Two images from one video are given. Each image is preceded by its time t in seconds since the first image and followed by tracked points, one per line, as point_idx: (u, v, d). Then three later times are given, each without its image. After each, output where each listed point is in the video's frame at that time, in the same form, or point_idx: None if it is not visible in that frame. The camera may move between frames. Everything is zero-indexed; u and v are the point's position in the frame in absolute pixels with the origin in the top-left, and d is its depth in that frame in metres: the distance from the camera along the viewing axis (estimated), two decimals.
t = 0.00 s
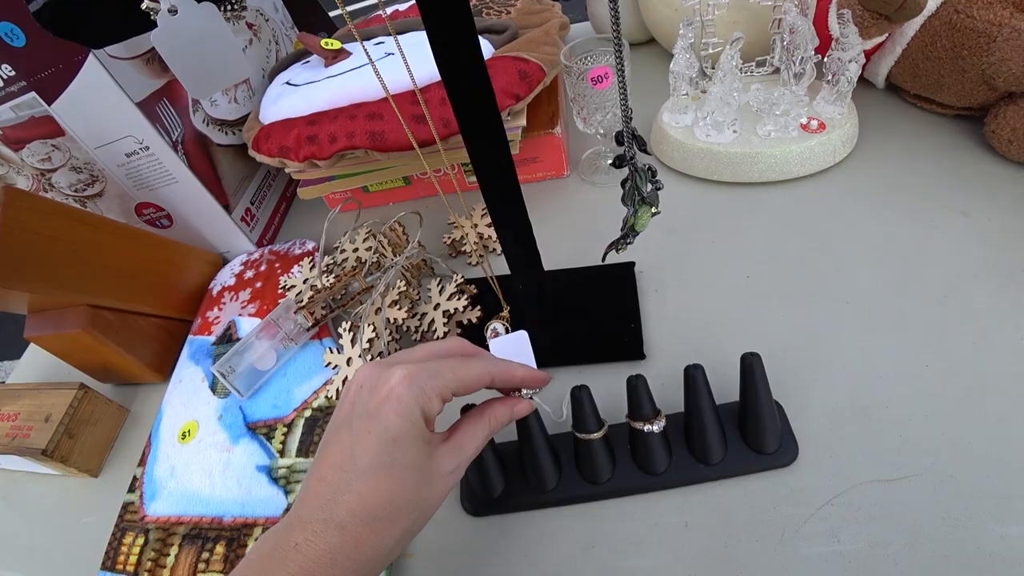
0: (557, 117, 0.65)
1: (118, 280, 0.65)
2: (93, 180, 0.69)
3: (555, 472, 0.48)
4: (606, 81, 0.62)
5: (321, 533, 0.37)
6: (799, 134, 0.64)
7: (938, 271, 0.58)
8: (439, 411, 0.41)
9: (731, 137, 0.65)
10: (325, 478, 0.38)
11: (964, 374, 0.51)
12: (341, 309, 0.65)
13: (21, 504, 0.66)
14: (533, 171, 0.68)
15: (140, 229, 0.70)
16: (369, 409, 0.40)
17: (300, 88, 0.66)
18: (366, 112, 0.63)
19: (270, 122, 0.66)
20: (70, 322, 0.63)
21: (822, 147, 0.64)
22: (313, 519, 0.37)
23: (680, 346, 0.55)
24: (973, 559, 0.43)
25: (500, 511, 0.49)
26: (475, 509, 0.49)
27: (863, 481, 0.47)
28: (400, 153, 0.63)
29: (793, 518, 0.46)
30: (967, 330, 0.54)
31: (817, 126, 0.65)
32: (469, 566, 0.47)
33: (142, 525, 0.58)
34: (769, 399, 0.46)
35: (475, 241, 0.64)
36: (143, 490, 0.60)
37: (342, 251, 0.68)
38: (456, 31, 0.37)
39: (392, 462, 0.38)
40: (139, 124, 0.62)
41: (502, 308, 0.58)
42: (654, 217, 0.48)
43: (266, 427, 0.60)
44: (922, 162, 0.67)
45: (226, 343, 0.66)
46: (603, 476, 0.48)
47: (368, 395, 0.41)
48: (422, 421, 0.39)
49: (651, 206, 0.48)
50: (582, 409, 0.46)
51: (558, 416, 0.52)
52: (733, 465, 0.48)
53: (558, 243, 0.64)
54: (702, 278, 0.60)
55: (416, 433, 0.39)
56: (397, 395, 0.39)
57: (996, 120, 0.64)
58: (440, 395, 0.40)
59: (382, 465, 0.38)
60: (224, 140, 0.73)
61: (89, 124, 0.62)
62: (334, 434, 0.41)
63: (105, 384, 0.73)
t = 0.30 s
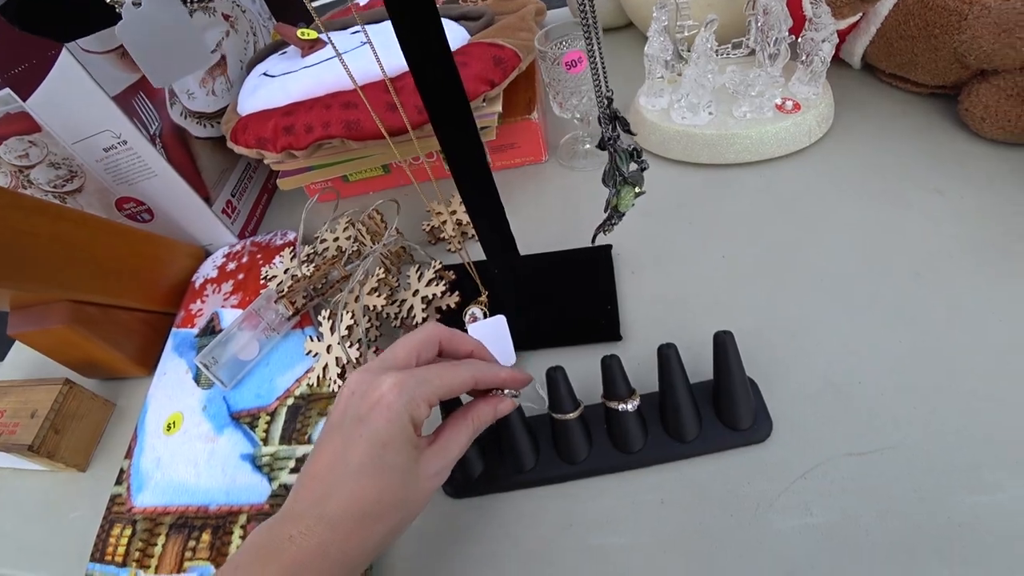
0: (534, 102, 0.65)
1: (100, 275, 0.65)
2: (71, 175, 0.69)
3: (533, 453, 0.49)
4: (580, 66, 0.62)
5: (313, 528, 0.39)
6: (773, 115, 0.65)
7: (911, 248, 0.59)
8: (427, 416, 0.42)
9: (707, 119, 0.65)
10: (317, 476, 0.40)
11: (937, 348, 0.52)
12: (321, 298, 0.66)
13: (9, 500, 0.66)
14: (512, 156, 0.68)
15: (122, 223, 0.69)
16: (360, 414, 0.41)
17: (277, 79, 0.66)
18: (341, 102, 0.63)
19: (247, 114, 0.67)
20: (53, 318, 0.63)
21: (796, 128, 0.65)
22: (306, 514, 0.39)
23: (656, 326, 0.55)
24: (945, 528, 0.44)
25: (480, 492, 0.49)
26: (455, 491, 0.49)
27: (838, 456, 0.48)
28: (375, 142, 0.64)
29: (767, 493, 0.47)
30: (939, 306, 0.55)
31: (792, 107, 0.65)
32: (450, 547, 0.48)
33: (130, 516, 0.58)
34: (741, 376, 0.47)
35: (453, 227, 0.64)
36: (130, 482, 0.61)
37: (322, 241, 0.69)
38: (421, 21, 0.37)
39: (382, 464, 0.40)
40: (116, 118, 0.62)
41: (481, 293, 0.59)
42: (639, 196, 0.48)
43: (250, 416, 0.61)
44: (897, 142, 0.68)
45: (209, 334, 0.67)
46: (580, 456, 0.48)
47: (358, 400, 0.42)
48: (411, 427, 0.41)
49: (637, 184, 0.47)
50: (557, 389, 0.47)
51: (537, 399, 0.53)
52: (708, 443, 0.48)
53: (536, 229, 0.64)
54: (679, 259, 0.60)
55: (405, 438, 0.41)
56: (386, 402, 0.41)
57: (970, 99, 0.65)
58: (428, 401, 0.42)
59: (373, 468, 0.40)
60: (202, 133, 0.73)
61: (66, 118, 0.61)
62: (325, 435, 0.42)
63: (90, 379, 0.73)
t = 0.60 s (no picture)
0: (501, 97, 0.66)
1: (79, 282, 0.66)
2: (47, 184, 0.69)
3: (504, 440, 0.50)
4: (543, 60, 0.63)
5: (298, 532, 0.41)
6: (737, 102, 0.66)
7: (872, 229, 0.60)
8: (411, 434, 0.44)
9: (671, 109, 0.66)
10: (304, 484, 0.42)
11: (895, 326, 0.54)
12: (297, 297, 0.67)
13: None
14: (482, 151, 0.70)
15: (100, 231, 0.70)
16: (349, 430, 0.43)
17: (246, 82, 0.67)
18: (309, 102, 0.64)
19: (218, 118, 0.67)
20: (32, 326, 0.64)
21: (759, 114, 0.66)
22: (293, 517, 0.42)
23: (624, 314, 0.57)
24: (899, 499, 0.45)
25: (454, 479, 0.51)
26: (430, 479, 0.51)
27: (799, 434, 0.49)
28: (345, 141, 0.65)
29: (732, 471, 0.48)
30: (898, 285, 0.56)
31: (755, 94, 0.67)
32: (427, 534, 0.50)
33: (118, 517, 0.60)
34: (703, 356, 0.48)
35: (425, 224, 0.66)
36: (116, 484, 0.62)
37: (298, 241, 0.70)
38: (371, 26, 0.38)
39: (367, 479, 0.42)
40: (87, 125, 0.63)
41: (452, 287, 0.62)
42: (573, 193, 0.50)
43: (231, 416, 0.62)
44: (858, 125, 0.69)
45: (189, 337, 0.68)
46: (549, 441, 0.50)
47: (347, 416, 0.43)
48: (397, 445, 0.43)
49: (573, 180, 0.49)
50: (524, 377, 0.48)
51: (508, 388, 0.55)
52: (673, 425, 0.50)
53: (507, 222, 0.66)
54: (647, 247, 0.62)
55: (391, 456, 0.43)
56: (375, 422, 0.42)
57: (928, 82, 0.67)
58: (415, 422, 0.44)
59: (359, 482, 0.42)
60: (175, 138, 0.74)
61: (37, 128, 0.62)
62: (314, 443, 0.44)
63: (74, 385, 0.74)
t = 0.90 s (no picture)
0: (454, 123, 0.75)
1: (73, 301, 0.73)
2: (36, 212, 0.75)
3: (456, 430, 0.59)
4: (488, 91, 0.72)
5: (281, 498, 0.48)
6: (664, 122, 0.75)
7: (781, 236, 0.69)
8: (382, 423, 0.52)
9: (605, 129, 0.75)
10: (288, 461, 0.49)
11: (793, 322, 0.62)
12: (275, 309, 0.75)
13: (6, 508, 0.74)
14: (438, 170, 0.79)
15: (88, 254, 0.77)
16: (329, 418, 0.50)
17: (220, 113, 0.74)
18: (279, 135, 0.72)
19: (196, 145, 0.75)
20: (32, 344, 0.70)
21: (685, 132, 0.74)
22: (277, 486, 0.48)
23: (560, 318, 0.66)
24: (789, 470, 0.54)
25: (414, 466, 0.59)
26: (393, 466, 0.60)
27: (707, 418, 0.57)
28: (315, 167, 0.73)
29: (650, 451, 0.56)
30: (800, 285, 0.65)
31: (682, 114, 0.75)
32: (394, 514, 0.58)
33: (122, 513, 0.67)
34: (623, 355, 0.57)
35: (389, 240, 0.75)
36: (118, 484, 0.69)
37: (274, 258, 0.78)
38: (321, 73, 0.45)
39: (343, 458, 0.49)
40: (75, 159, 0.70)
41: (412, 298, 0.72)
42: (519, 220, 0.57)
43: (220, 417, 0.70)
44: (775, 138, 0.77)
45: (178, 349, 0.76)
46: (494, 430, 0.59)
47: (328, 407, 0.51)
48: (370, 431, 0.51)
49: (524, 206, 0.57)
50: (472, 376, 0.58)
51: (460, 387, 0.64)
52: (599, 413, 0.58)
53: (461, 237, 0.75)
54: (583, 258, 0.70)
55: (365, 440, 0.50)
56: (352, 411, 0.50)
57: (836, 98, 0.75)
58: (386, 413, 0.51)
59: (336, 461, 0.49)
60: (156, 165, 0.81)
61: (29, 164, 0.69)
62: (296, 430, 0.51)
63: (71, 397, 0.81)
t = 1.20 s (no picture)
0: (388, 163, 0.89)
1: (42, 335, 0.80)
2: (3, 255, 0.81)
3: (394, 428, 0.73)
4: (412, 136, 0.87)
5: (260, 497, 0.56)
6: (572, 155, 0.87)
7: (672, 255, 0.81)
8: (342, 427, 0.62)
9: (521, 164, 0.88)
10: (262, 466, 0.57)
11: (675, 329, 0.75)
12: (234, 336, 0.86)
13: None
14: (376, 204, 0.95)
15: (54, 291, 0.84)
16: (298, 426, 0.59)
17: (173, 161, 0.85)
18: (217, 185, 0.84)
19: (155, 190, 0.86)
20: (8, 376, 0.78)
21: (590, 164, 0.87)
22: (256, 488, 0.56)
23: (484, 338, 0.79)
24: (666, 451, 0.67)
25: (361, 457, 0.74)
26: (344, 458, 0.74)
27: (603, 414, 0.71)
28: (257, 211, 0.87)
29: (558, 445, 0.70)
30: (683, 298, 0.77)
31: (587, 148, 0.87)
32: (347, 506, 0.71)
33: (103, 524, 0.75)
34: (531, 363, 0.71)
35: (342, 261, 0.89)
36: (97, 499, 0.77)
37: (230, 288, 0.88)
38: (254, 140, 0.58)
39: (312, 462, 0.58)
40: (41, 208, 0.78)
41: (354, 321, 0.84)
42: (442, 258, 0.70)
43: (189, 434, 0.79)
44: (671, 167, 0.88)
45: (145, 374, 0.85)
46: (426, 427, 0.73)
47: (295, 418, 0.60)
48: (333, 435, 0.60)
49: (445, 246, 0.70)
50: (406, 385, 0.72)
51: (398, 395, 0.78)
52: (510, 413, 0.72)
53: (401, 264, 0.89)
54: (503, 284, 0.84)
55: (329, 443, 0.60)
56: (318, 420, 0.60)
57: (720, 131, 0.86)
58: (346, 417, 0.62)
59: (306, 464, 0.58)
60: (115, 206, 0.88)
61: None
62: (264, 441, 0.60)
63: (43, 424, 0.88)
